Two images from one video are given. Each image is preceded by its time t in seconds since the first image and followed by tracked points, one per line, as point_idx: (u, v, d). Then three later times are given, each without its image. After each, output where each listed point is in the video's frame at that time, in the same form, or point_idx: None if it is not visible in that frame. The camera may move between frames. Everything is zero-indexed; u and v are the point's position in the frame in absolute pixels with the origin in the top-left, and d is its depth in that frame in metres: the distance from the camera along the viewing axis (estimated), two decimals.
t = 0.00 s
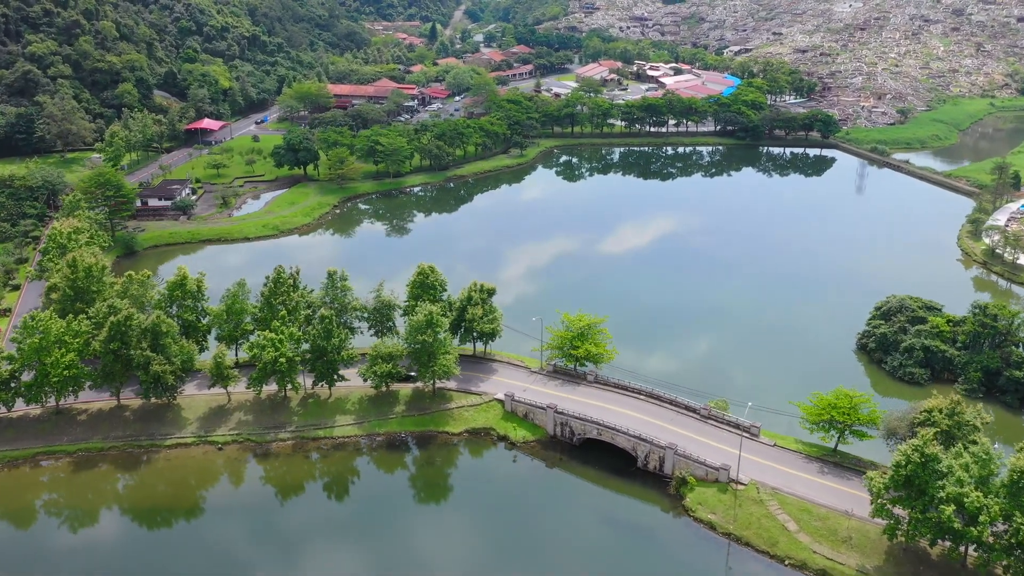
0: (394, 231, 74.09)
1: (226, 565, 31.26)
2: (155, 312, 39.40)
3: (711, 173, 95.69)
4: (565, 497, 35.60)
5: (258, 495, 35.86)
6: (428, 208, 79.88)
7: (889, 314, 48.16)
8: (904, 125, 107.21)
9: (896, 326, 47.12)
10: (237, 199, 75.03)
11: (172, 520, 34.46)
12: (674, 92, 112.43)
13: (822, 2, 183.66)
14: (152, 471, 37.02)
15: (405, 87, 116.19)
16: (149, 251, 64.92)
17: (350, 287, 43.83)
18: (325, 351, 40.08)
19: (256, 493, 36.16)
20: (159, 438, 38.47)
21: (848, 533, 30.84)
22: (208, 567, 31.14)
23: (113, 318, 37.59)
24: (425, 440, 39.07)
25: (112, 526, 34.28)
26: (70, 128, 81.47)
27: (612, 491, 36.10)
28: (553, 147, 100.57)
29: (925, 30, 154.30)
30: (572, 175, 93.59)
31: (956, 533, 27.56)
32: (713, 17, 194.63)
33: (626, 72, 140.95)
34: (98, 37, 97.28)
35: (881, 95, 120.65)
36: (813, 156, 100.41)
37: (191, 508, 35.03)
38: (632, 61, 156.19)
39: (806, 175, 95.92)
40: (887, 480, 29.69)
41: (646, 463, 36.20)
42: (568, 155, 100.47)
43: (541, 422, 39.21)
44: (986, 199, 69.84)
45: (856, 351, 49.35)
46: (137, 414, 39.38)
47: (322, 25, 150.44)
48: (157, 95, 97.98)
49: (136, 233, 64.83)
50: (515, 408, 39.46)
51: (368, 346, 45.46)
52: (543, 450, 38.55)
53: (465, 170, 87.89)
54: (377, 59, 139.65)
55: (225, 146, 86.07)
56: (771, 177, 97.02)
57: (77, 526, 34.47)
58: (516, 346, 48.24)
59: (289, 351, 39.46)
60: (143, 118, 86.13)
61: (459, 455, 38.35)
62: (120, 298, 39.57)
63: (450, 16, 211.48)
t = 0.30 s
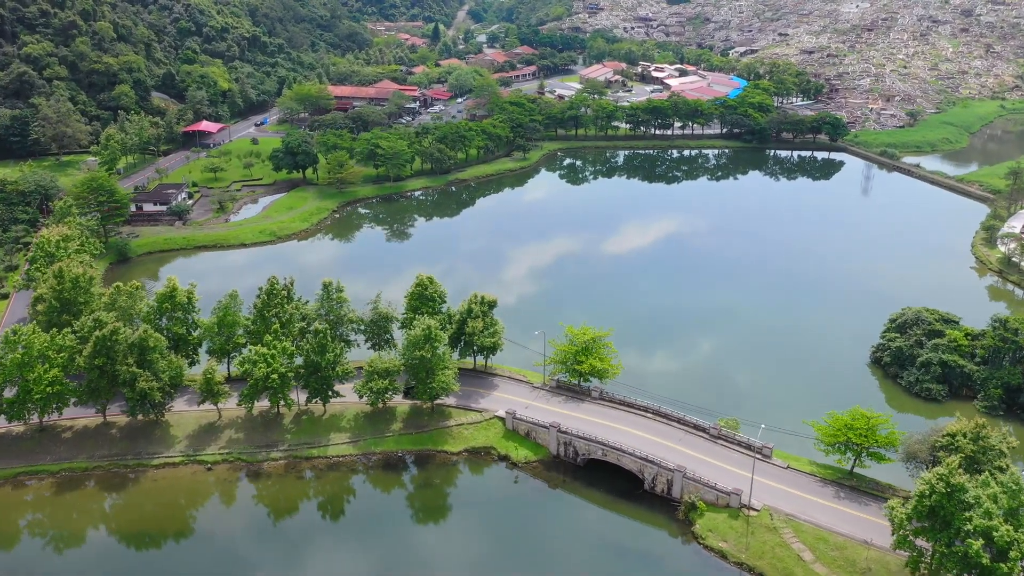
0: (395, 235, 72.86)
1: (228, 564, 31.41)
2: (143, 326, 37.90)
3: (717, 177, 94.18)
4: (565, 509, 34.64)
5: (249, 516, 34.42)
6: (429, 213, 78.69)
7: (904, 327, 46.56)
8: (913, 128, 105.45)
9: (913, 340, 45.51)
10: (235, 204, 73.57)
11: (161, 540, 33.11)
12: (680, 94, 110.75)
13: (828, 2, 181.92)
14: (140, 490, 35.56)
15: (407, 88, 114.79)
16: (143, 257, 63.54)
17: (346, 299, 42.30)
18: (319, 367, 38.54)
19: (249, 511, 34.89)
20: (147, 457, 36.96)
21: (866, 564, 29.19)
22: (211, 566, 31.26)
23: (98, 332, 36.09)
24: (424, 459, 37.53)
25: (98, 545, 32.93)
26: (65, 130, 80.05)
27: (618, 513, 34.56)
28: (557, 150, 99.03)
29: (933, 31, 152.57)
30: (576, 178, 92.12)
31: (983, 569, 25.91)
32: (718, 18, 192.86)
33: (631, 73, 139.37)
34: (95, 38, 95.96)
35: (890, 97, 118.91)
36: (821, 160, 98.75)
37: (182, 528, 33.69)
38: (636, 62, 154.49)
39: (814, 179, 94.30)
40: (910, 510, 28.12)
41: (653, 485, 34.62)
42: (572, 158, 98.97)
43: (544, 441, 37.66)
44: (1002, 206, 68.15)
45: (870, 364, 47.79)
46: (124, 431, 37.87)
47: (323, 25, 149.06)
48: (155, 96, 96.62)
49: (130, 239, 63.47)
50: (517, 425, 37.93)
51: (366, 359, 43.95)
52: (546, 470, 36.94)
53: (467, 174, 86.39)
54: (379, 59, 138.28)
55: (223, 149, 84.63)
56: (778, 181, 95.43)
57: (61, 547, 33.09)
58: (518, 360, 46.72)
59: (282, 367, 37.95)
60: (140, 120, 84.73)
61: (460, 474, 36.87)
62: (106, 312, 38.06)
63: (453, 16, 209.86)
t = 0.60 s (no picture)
0: (395, 240, 71.57)
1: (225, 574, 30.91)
2: (129, 341, 36.40)
3: (723, 180, 92.64)
4: (568, 534, 33.05)
5: (239, 539, 32.91)
6: (430, 217, 77.49)
7: (920, 339, 44.86)
8: (923, 130, 103.68)
9: (929, 354, 43.81)
10: (231, 209, 72.12)
11: (147, 562, 31.69)
12: (685, 97, 109.06)
13: (834, 3, 180.20)
14: (125, 512, 34.04)
15: (408, 90, 113.30)
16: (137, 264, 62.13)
17: (341, 311, 40.81)
18: (312, 385, 36.93)
19: (238, 534, 33.35)
20: (132, 478, 35.43)
21: None
22: None
23: (81, 348, 34.58)
24: (421, 480, 35.95)
25: (81, 569, 31.48)
26: (60, 134, 78.60)
27: (623, 539, 32.98)
28: (560, 153, 97.50)
29: (941, 32, 150.80)
30: (580, 182, 90.66)
31: None
32: (723, 18, 191.14)
33: (635, 74, 137.69)
34: (92, 39, 94.55)
35: (898, 99, 117.19)
36: (829, 163, 97.05)
37: (169, 551, 32.23)
38: (641, 63, 152.83)
39: (822, 183, 92.64)
40: (934, 543, 26.45)
41: (660, 510, 33.01)
42: (575, 161, 97.43)
43: (546, 462, 36.06)
44: (1017, 213, 66.46)
45: (884, 378, 46.14)
46: (109, 451, 36.34)
47: (324, 26, 147.63)
48: (152, 98, 95.27)
49: (123, 245, 62.07)
50: (517, 445, 36.37)
51: (362, 374, 42.45)
52: (549, 491, 35.32)
53: (468, 177, 84.90)
54: (380, 61, 136.87)
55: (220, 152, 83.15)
56: (785, 185, 93.88)
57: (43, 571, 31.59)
58: (519, 373, 45.21)
59: (273, 384, 36.39)
60: (136, 123, 83.33)
61: (459, 495, 35.35)
62: (92, 326, 36.55)
63: (456, 16, 208.22)
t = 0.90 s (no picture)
0: (394, 246, 70.13)
1: None
2: (113, 359, 34.87)
3: (728, 184, 91.06)
4: (572, 561, 31.48)
5: (227, 564, 31.38)
6: (431, 222, 76.19)
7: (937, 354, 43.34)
8: (933, 133, 101.95)
9: (947, 370, 42.27)
10: (227, 214, 70.58)
11: None
12: (691, 99, 107.41)
13: (840, 3, 178.42)
14: (107, 537, 32.47)
15: (409, 92, 111.79)
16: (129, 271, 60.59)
17: (336, 324, 39.32)
18: (305, 404, 35.36)
19: (226, 559, 31.81)
20: (116, 501, 33.87)
21: None
22: None
23: (63, 366, 33.05)
24: (418, 503, 34.36)
25: None
26: (54, 137, 77.14)
27: (629, 568, 31.38)
28: (563, 156, 95.93)
29: (949, 33, 148.98)
30: (583, 185, 89.11)
31: None
32: (728, 19, 189.45)
33: (639, 75, 136.02)
34: (88, 40, 93.14)
35: (906, 101, 115.43)
36: (836, 167, 95.34)
37: None
38: (645, 64, 151.14)
39: (830, 186, 90.99)
40: None
41: (668, 538, 31.43)
42: (579, 164, 95.88)
43: (548, 485, 34.50)
44: None
45: (899, 395, 44.69)
46: (92, 472, 34.77)
47: (325, 26, 146.19)
48: (149, 100, 93.78)
49: (115, 252, 60.53)
50: (518, 467, 34.80)
51: (358, 390, 40.97)
52: (551, 516, 33.75)
53: (470, 182, 83.39)
54: (382, 62, 135.43)
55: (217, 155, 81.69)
56: (792, 189, 92.28)
57: None
58: (519, 388, 43.76)
59: (264, 403, 34.75)
60: (132, 126, 81.83)
61: (458, 520, 33.78)
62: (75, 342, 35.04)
63: (458, 16, 206.61)
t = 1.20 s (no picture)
0: (394, 252, 68.69)
1: None
2: (96, 377, 33.33)
3: (735, 188, 89.48)
4: None
5: None
6: (432, 227, 74.82)
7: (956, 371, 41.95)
8: (943, 137, 100.25)
9: (966, 387, 40.91)
10: (224, 219, 69.15)
11: None
12: (696, 101, 105.74)
13: (846, 4, 176.60)
14: (88, 564, 30.91)
15: (410, 93, 110.31)
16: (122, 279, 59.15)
17: (330, 340, 37.82)
18: (296, 424, 33.76)
19: None
20: (98, 526, 32.30)
21: None
22: None
23: (42, 386, 31.50)
24: (414, 528, 32.81)
25: None
26: (48, 140, 75.64)
27: None
28: (567, 159, 94.38)
29: (958, 34, 147.19)
30: (587, 189, 87.57)
31: None
32: (733, 19, 187.74)
33: (644, 77, 134.39)
34: (84, 41, 91.72)
35: (915, 103, 113.68)
36: (844, 171, 93.72)
37: None
38: (649, 65, 149.55)
39: (838, 191, 89.37)
40: None
41: (677, 568, 29.80)
42: (582, 167, 94.33)
43: (551, 510, 32.90)
44: None
45: (915, 413, 43.39)
46: (75, 496, 33.26)
47: (326, 27, 144.69)
48: (146, 102, 92.41)
49: (107, 259, 59.12)
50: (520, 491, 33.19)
51: (353, 407, 39.51)
52: (554, 543, 32.17)
53: (471, 186, 81.85)
54: (383, 63, 133.94)
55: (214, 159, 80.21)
56: (799, 194, 90.67)
57: None
58: (519, 406, 42.38)
59: (253, 423, 33.21)
60: (127, 129, 80.47)
61: (457, 546, 32.21)
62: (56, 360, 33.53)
63: (461, 16, 205.00)
